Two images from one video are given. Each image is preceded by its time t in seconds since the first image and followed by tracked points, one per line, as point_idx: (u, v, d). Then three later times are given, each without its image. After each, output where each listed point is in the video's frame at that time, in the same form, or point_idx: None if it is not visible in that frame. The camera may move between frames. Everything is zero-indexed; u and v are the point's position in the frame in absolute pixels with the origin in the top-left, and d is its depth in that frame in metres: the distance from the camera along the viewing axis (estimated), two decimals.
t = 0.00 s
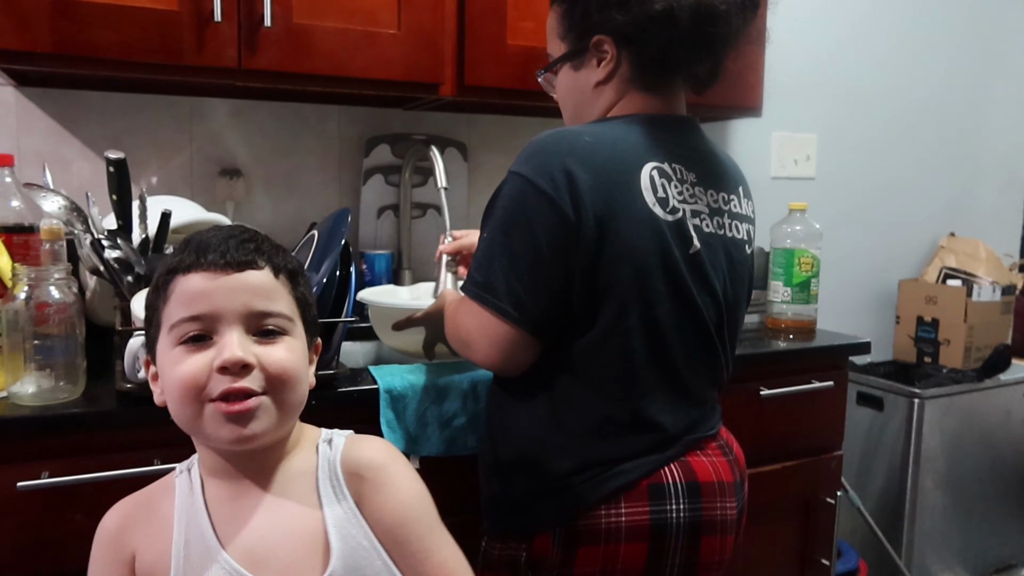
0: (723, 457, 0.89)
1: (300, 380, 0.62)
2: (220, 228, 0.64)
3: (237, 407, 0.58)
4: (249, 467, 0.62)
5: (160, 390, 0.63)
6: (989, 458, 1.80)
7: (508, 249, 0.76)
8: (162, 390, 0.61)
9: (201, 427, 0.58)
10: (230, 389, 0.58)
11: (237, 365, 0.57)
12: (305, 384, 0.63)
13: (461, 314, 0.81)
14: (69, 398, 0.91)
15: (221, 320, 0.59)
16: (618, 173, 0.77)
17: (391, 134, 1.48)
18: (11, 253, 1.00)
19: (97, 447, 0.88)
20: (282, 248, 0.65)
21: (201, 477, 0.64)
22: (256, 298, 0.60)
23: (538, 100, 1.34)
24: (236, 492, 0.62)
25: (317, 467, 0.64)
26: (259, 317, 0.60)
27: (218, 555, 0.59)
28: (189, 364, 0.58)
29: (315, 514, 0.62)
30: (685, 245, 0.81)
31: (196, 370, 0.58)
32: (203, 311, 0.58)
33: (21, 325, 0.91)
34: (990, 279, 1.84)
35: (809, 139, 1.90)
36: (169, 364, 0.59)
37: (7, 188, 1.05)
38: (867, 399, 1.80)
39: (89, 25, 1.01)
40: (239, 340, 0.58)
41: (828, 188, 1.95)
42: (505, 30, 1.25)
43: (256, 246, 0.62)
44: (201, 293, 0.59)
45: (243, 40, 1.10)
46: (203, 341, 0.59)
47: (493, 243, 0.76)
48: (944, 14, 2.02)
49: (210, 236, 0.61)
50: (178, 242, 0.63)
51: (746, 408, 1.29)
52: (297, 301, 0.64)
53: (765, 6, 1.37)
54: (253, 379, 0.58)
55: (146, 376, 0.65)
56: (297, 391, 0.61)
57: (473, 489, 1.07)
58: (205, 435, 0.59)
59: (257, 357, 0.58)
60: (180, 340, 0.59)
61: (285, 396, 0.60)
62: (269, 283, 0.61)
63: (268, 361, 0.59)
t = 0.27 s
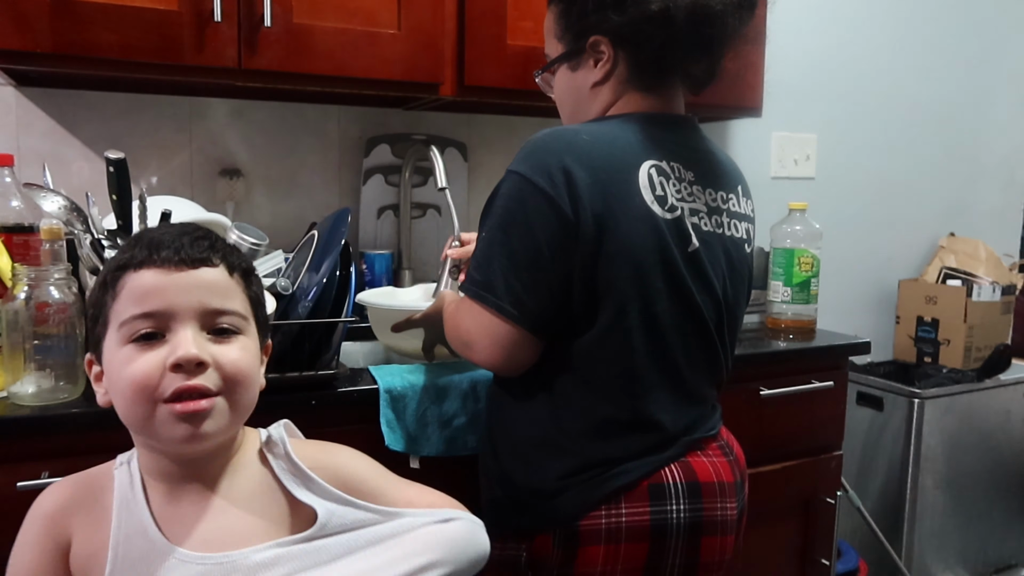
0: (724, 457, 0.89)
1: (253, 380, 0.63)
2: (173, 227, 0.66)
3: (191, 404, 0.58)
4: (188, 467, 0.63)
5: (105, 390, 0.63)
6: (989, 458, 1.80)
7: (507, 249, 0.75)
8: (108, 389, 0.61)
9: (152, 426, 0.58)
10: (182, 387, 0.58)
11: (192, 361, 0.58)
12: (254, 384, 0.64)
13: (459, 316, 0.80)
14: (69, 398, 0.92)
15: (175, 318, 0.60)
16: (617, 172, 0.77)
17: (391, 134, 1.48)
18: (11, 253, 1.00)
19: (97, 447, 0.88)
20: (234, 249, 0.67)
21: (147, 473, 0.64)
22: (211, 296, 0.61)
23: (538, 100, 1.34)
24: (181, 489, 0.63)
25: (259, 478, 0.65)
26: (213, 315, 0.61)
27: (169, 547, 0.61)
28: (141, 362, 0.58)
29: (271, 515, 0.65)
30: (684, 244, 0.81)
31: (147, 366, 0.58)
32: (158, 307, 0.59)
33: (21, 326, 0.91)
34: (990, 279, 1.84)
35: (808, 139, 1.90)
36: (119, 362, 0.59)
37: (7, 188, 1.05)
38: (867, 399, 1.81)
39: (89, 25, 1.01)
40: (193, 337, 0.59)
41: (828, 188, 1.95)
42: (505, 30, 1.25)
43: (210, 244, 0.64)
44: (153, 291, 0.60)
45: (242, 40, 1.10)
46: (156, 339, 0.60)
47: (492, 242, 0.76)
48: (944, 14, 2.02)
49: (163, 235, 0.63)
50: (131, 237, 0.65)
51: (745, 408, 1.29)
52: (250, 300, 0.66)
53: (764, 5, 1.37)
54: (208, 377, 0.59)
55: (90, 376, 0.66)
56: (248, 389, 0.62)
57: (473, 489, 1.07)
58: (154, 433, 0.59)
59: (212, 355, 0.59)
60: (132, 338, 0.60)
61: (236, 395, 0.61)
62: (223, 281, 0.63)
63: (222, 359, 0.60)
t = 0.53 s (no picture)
0: (726, 457, 0.89)
1: (231, 383, 0.63)
2: (155, 228, 0.64)
3: (173, 407, 0.59)
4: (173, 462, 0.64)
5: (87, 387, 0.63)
6: (989, 458, 1.80)
7: (508, 252, 0.75)
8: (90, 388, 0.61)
9: (133, 425, 0.59)
10: (164, 390, 0.58)
11: (174, 365, 0.58)
12: (233, 385, 0.64)
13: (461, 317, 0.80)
14: (69, 398, 0.91)
15: (158, 322, 0.59)
16: (616, 173, 0.77)
17: (391, 134, 1.48)
18: (11, 254, 1.00)
19: (97, 447, 0.88)
20: (215, 250, 0.66)
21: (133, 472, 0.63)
22: (192, 300, 0.61)
23: (538, 100, 1.34)
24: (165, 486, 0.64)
25: (237, 470, 0.66)
26: (192, 319, 0.61)
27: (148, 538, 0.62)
28: (121, 366, 0.58)
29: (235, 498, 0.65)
30: (684, 244, 0.81)
31: (130, 369, 0.58)
32: (139, 312, 0.59)
33: (21, 325, 0.91)
34: (990, 279, 1.84)
35: (808, 140, 1.90)
36: (100, 364, 0.59)
37: (7, 188, 1.05)
38: (867, 399, 1.81)
39: (89, 26, 1.01)
40: (173, 341, 0.59)
41: (828, 188, 1.95)
42: (505, 30, 1.25)
43: (192, 248, 0.63)
44: (135, 294, 0.59)
45: (242, 40, 1.10)
46: (137, 342, 0.60)
47: (492, 246, 0.76)
48: (944, 14, 2.02)
49: (145, 236, 0.62)
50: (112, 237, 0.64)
51: (746, 408, 1.29)
52: (228, 301, 0.66)
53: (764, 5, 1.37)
54: (188, 381, 0.59)
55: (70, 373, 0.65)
56: (226, 392, 0.63)
57: (473, 489, 1.07)
58: (137, 434, 0.60)
59: (191, 359, 0.59)
60: (112, 341, 0.59)
61: (215, 398, 0.62)
62: (203, 286, 0.62)
63: (201, 363, 0.60)
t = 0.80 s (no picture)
0: (721, 456, 0.89)
1: (321, 385, 0.63)
2: (260, 224, 0.65)
3: (263, 405, 0.59)
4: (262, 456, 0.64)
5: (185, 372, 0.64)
6: (989, 458, 1.80)
7: (507, 249, 0.75)
8: (189, 375, 0.62)
9: (225, 417, 0.60)
10: (255, 387, 0.59)
11: (266, 362, 0.58)
12: (324, 386, 0.64)
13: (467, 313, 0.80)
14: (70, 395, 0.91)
15: (255, 318, 0.60)
16: (616, 171, 0.77)
17: (390, 134, 1.48)
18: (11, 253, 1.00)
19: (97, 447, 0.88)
20: (316, 251, 0.67)
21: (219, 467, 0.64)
22: (289, 299, 0.61)
23: (538, 101, 1.34)
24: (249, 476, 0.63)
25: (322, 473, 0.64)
26: (288, 317, 0.61)
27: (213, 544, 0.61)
28: (220, 356, 0.59)
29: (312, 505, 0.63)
30: (682, 243, 0.81)
31: (224, 361, 0.59)
32: (238, 306, 0.60)
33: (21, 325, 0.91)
34: (990, 279, 1.84)
35: (809, 140, 1.90)
36: (200, 354, 0.60)
37: (7, 188, 1.05)
38: (867, 399, 1.81)
39: (89, 26, 1.01)
40: (268, 338, 0.60)
41: (828, 188, 1.95)
42: (505, 30, 1.25)
43: (293, 247, 0.63)
44: (236, 289, 0.60)
45: (242, 41, 1.10)
46: (235, 335, 0.60)
47: (492, 243, 0.76)
48: (944, 14, 2.02)
49: (250, 233, 0.63)
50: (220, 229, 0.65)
51: (745, 408, 1.29)
52: (325, 303, 0.66)
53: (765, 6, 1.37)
54: (279, 380, 0.59)
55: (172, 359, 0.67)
56: (317, 394, 0.62)
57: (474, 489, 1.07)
58: (227, 427, 0.60)
59: (283, 358, 0.60)
60: (213, 331, 0.60)
61: (306, 399, 0.62)
62: (301, 285, 0.62)
63: (293, 363, 0.60)
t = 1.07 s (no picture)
0: (724, 457, 0.89)
1: (355, 386, 0.62)
2: (307, 224, 0.65)
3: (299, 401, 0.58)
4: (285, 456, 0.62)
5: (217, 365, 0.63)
6: (989, 458, 1.80)
7: (514, 244, 0.75)
8: (222, 367, 0.61)
9: (259, 412, 0.59)
10: (292, 382, 0.58)
11: (306, 358, 0.58)
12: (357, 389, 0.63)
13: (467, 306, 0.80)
14: (69, 398, 0.91)
15: (297, 314, 0.59)
16: (624, 168, 0.77)
17: (391, 134, 1.48)
18: (11, 253, 1.00)
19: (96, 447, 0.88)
20: (358, 253, 0.66)
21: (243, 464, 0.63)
22: (332, 297, 0.61)
23: (538, 100, 1.35)
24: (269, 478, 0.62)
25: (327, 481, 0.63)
26: (331, 316, 0.61)
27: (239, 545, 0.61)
28: (258, 350, 0.58)
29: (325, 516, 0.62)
30: (688, 244, 0.81)
31: (262, 355, 0.58)
32: (283, 300, 0.59)
33: (21, 325, 0.91)
34: (990, 279, 1.84)
35: (809, 139, 1.90)
36: (237, 345, 0.59)
37: (7, 188, 1.05)
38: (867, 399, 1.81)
39: (89, 26, 1.02)
40: (309, 334, 0.59)
41: (828, 188, 1.95)
42: (505, 30, 1.25)
43: (340, 249, 0.63)
44: (280, 284, 0.59)
45: (242, 40, 1.10)
46: (275, 329, 0.59)
47: (498, 238, 0.76)
48: (944, 14, 2.02)
49: (297, 231, 0.63)
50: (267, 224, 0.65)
51: (745, 408, 1.29)
52: (365, 306, 0.65)
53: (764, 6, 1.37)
54: (317, 378, 0.58)
55: (202, 350, 0.66)
56: (351, 395, 0.62)
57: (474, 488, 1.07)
58: (258, 422, 0.59)
59: (323, 357, 0.59)
60: (252, 324, 0.59)
61: (339, 399, 0.61)
62: (344, 285, 0.62)
63: (331, 361, 0.59)
